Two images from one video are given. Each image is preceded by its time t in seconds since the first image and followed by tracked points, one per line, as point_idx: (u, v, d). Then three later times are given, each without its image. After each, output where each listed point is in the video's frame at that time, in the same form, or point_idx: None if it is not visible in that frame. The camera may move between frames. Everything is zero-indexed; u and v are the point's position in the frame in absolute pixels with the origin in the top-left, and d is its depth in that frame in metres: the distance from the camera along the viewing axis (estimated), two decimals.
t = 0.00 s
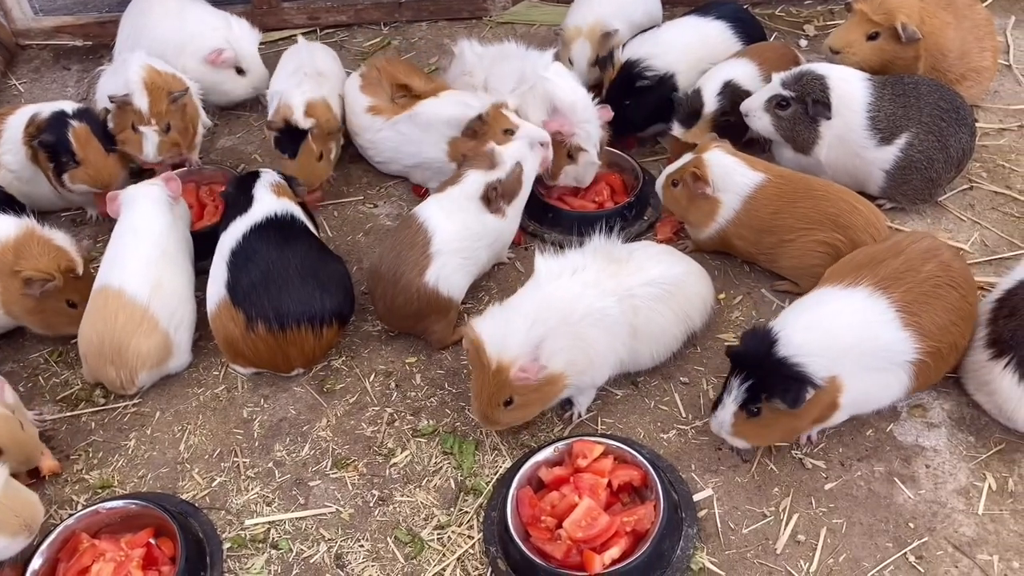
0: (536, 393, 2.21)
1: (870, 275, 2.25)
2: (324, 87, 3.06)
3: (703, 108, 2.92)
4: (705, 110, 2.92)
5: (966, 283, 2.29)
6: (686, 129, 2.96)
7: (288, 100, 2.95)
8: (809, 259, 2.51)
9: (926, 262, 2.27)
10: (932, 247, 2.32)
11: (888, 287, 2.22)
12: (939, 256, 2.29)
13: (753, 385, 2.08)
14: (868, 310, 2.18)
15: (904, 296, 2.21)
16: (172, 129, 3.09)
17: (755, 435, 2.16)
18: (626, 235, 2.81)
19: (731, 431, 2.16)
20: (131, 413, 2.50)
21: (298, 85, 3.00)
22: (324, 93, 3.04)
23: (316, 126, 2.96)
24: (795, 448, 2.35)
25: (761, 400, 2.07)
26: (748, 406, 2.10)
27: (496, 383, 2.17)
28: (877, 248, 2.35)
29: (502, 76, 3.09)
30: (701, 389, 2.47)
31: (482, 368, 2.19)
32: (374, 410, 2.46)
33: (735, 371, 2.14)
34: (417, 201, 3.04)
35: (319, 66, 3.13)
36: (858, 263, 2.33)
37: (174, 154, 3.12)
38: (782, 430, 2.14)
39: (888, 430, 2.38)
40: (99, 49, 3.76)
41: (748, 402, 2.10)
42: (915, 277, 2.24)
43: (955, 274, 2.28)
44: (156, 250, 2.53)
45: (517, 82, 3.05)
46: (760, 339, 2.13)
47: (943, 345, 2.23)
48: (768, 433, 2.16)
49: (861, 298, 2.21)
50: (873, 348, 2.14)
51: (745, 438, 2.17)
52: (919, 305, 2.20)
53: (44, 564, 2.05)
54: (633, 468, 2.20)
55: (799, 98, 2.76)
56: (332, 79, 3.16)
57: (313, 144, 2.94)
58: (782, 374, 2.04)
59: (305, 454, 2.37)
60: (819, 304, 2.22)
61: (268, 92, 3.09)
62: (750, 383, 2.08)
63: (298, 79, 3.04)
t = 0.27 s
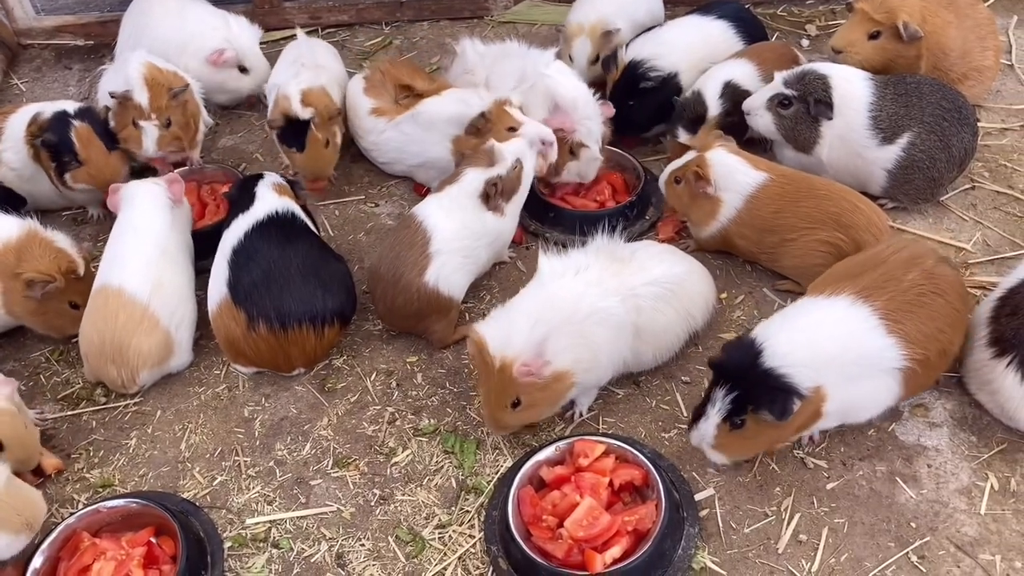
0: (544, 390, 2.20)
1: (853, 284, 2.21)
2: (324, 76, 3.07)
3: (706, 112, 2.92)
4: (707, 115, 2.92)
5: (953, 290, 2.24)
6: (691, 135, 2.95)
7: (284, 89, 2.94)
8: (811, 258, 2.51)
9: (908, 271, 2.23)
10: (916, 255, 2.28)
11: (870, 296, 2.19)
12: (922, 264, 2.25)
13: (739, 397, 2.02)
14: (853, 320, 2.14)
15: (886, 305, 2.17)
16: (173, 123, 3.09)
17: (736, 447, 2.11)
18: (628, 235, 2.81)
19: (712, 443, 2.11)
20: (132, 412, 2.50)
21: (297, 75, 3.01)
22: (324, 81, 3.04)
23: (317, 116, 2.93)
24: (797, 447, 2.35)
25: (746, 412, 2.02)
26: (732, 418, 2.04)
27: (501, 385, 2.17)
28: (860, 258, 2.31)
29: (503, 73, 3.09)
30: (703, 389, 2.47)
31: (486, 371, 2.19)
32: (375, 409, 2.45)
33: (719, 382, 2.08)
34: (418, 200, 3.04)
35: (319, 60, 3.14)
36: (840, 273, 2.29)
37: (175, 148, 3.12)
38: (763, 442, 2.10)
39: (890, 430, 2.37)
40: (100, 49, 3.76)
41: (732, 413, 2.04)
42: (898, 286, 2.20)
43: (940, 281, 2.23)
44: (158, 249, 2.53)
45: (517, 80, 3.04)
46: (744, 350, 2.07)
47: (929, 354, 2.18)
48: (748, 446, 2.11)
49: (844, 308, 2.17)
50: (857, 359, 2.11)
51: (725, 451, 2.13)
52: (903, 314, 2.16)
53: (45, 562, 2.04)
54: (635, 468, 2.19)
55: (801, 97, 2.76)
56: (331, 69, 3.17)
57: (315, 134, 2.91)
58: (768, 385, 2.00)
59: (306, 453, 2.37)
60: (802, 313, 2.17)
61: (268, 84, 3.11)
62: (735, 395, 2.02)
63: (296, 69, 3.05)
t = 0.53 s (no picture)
0: (554, 393, 2.21)
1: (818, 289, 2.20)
2: (328, 76, 3.07)
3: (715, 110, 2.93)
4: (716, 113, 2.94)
5: (923, 290, 2.21)
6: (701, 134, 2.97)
7: (293, 95, 2.94)
8: (816, 257, 2.51)
9: (873, 273, 2.21)
10: (883, 257, 2.26)
11: (832, 300, 2.17)
12: (888, 266, 2.23)
13: (703, 409, 2.03)
14: (818, 325, 2.12)
15: (848, 308, 2.15)
16: (182, 117, 3.10)
17: (700, 458, 2.13)
18: (632, 234, 2.81)
19: (678, 454, 2.11)
20: (137, 409, 2.50)
21: (301, 74, 3.02)
22: (328, 83, 3.05)
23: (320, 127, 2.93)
24: (800, 446, 2.35)
25: (710, 424, 2.03)
26: (696, 429, 2.05)
27: (511, 390, 2.17)
28: (827, 263, 2.29)
29: (508, 70, 3.09)
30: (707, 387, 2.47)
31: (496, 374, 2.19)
32: (380, 407, 2.46)
33: (682, 394, 2.09)
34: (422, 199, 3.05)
35: (324, 57, 3.15)
36: (806, 279, 2.28)
37: (186, 143, 3.13)
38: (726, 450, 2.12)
39: (894, 429, 2.37)
40: (105, 47, 3.78)
41: (697, 426, 2.05)
42: (862, 289, 2.18)
43: (907, 282, 2.21)
44: (163, 247, 2.54)
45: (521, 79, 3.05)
46: (707, 361, 2.08)
47: (896, 355, 2.17)
48: (713, 455, 2.13)
49: (808, 313, 2.16)
50: (823, 364, 2.10)
51: (691, 461, 2.14)
52: (868, 317, 2.14)
53: (50, 558, 2.05)
54: (639, 465, 2.19)
55: (805, 96, 2.76)
56: (336, 66, 3.18)
57: (320, 145, 2.93)
58: (730, 398, 2.01)
59: (310, 450, 2.37)
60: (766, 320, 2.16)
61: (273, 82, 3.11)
62: (699, 407, 2.03)
63: (300, 67, 3.06)
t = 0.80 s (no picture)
0: (558, 383, 2.20)
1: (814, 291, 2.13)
2: (334, 75, 3.07)
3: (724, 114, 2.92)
4: (726, 117, 2.92)
5: (920, 299, 2.16)
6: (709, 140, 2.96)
7: (299, 97, 2.94)
8: (823, 256, 2.50)
9: (869, 278, 2.15)
10: (882, 262, 2.19)
11: (826, 304, 2.10)
12: (886, 273, 2.16)
13: (696, 405, 1.93)
14: (811, 327, 2.06)
15: (843, 314, 2.09)
16: (187, 116, 3.11)
17: (693, 457, 2.01)
18: (639, 233, 2.81)
19: (669, 454, 2.00)
20: (143, 407, 2.50)
21: (306, 75, 3.02)
22: (334, 81, 3.05)
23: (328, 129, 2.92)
24: (807, 445, 2.34)
25: (704, 421, 1.93)
26: (689, 427, 1.95)
27: (516, 379, 2.17)
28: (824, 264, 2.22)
29: (514, 69, 3.09)
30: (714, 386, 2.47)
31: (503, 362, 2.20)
32: (386, 405, 2.46)
33: (674, 390, 1.99)
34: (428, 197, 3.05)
35: (329, 55, 3.15)
36: (802, 279, 2.20)
37: (192, 141, 3.14)
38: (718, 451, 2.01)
39: (901, 428, 2.37)
40: (112, 46, 3.79)
41: (689, 423, 1.94)
42: (858, 293, 2.12)
43: (904, 288, 2.15)
44: (170, 245, 2.54)
45: (529, 77, 3.05)
46: (698, 358, 1.99)
47: (887, 364, 2.11)
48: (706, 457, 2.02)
49: (803, 315, 2.08)
50: (816, 366, 2.03)
51: (681, 462, 2.01)
52: (862, 324, 2.08)
53: (57, 556, 2.05)
54: (645, 465, 2.19)
55: (813, 95, 2.76)
56: (342, 64, 3.18)
57: (331, 147, 2.91)
58: (723, 394, 1.92)
59: (316, 448, 2.37)
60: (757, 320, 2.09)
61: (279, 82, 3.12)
62: (692, 403, 1.93)
63: (306, 66, 3.07)
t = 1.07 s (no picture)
0: (562, 382, 2.19)
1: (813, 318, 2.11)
2: (337, 75, 3.07)
3: (728, 117, 2.91)
4: (731, 121, 2.92)
5: (923, 336, 2.13)
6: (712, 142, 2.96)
7: (303, 98, 2.94)
8: (829, 257, 2.50)
9: (874, 311, 2.12)
10: (887, 293, 2.16)
11: (830, 334, 2.08)
12: (891, 305, 2.14)
13: (677, 424, 1.92)
14: (805, 356, 2.04)
15: (846, 346, 2.07)
16: (189, 115, 3.10)
17: (673, 475, 1.99)
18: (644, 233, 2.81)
19: (652, 471, 1.98)
20: (147, 407, 2.50)
21: (310, 75, 3.02)
22: (338, 81, 3.05)
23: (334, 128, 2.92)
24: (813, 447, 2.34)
25: (685, 440, 1.92)
26: (672, 445, 1.93)
27: (521, 374, 2.17)
28: (826, 290, 2.20)
29: (519, 67, 3.08)
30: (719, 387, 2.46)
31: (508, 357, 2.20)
32: (390, 405, 2.46)
33: (658, 407, 1.98)
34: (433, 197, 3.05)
35: (333, 55, 3.15)
36: (802, 305, 2.19)
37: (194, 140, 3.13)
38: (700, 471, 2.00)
39: (907, 430, 2.36)
40: (118, 46, 3.80)
41: (671, 441, 1.93)
42: (859, 326, 2.10)
43: (906, 323, 2.13)
44: (175, 245, 2.55)
45: (534, 76, 3.02)
46: (683, 374, 1.99)
47: (880, 401, 2.09)
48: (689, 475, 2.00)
49: (801, 343, 2.07)
50: (804, 395, 2.02)
51: (664, 480, 2.00)
52: (860, 359, 2.07)
53: (61, 555, 2.05)
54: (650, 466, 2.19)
55: (818, 96, 2.76)
56: (346, 63, 3.18)
57: (337, 147, 2.91)
58: (706, 413, 1.91)
59: (321, 448, 2.37)
60: (751, 344, 2.08)
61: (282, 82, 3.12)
62: (673, 422, 1.92)
63: (309, 66, 3.06)
